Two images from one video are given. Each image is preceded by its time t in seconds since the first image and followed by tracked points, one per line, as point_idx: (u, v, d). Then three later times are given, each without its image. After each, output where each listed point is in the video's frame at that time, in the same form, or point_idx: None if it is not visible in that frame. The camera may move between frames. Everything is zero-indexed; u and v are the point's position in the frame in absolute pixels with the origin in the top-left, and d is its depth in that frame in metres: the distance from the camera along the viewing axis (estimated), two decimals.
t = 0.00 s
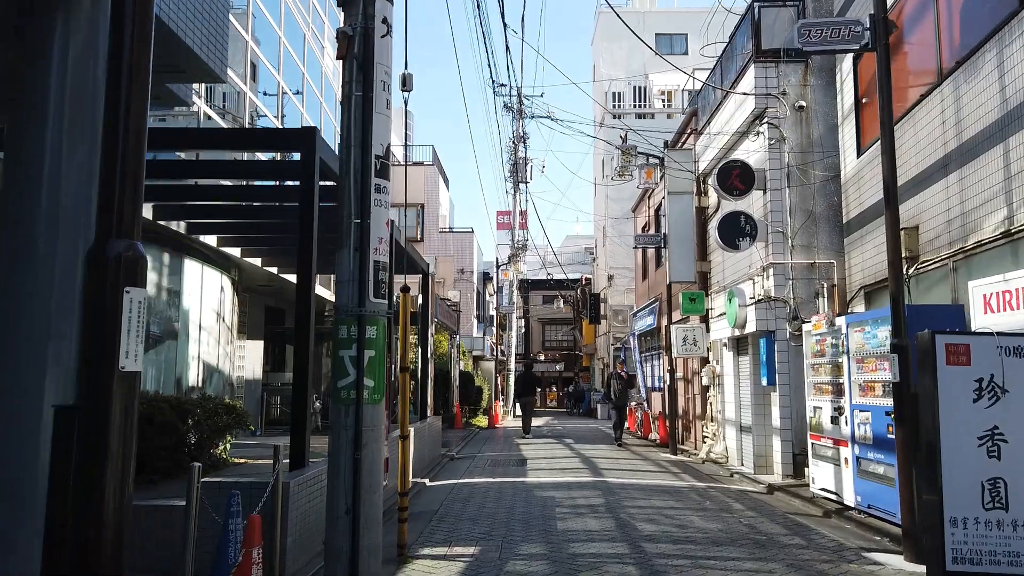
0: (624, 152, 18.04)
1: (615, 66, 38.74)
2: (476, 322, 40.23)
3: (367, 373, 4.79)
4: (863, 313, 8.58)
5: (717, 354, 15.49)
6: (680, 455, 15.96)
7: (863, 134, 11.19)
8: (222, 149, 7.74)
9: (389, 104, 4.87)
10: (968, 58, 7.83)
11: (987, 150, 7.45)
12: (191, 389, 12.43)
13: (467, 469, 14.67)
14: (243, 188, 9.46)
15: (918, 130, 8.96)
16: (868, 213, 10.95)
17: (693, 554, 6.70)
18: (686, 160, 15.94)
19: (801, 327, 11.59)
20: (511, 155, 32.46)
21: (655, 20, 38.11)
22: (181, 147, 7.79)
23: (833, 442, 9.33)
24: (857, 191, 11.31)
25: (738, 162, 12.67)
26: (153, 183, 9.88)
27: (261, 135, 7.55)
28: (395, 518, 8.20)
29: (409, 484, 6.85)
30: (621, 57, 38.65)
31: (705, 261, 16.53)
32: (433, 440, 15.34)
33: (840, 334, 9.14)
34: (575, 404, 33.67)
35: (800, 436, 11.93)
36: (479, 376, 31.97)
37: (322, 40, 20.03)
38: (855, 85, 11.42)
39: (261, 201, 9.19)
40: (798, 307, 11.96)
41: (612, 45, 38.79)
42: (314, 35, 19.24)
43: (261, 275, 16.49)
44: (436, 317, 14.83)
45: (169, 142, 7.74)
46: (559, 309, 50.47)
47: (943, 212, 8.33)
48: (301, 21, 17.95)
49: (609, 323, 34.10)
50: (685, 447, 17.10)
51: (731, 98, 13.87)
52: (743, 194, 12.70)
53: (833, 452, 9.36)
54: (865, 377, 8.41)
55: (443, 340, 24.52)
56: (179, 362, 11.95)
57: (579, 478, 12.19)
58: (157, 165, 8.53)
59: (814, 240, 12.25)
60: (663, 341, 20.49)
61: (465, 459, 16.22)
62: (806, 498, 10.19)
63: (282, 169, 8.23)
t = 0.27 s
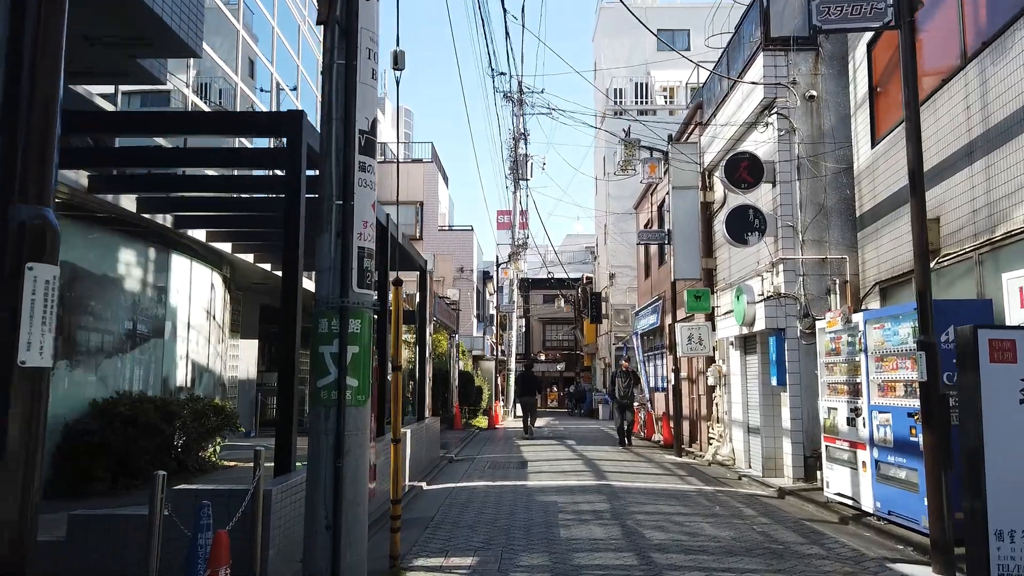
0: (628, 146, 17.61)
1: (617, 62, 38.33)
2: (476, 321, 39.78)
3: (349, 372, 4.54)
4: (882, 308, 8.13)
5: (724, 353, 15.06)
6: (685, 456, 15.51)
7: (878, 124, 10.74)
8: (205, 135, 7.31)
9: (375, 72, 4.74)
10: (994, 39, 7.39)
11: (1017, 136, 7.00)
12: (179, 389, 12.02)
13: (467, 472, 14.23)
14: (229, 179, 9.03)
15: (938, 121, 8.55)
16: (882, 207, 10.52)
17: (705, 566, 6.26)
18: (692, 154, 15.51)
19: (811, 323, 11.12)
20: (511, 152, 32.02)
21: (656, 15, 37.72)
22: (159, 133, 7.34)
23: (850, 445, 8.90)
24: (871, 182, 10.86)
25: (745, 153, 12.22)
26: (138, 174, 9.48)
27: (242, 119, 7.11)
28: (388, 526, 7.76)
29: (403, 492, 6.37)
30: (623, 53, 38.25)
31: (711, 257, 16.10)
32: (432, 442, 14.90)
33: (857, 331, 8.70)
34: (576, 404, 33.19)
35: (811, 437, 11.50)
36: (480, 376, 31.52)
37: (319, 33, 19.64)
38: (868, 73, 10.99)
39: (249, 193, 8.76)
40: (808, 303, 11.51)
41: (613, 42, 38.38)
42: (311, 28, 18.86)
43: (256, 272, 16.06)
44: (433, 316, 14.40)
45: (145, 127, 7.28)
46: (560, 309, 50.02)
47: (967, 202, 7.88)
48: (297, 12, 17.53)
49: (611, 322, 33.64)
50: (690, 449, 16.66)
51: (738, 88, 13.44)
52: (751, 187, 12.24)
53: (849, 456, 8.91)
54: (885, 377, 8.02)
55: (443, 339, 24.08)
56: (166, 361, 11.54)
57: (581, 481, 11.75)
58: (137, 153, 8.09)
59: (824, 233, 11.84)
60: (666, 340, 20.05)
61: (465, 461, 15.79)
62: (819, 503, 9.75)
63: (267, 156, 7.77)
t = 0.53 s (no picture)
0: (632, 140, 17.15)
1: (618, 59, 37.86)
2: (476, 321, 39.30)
3: (326, 378, 4.44)
4: (906, 306, 7.64)
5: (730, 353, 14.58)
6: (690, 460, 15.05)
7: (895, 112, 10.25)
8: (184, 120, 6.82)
9: (354, 36, 4.65)
10: None
11: None
12: (165, 391, 11.55)
13: (465, 476, 13.76)
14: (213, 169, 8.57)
15: (958, 109, 8.13)
16: (899, 201, 10.05)
17: None
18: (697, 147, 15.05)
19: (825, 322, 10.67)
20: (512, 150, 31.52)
21: (658, 11, 37.25)
22: (136, 118, 6.87)
23: (868, 451, 8.42)
24: (888, 174, 10.36)
25: (755, 145, 11.74)
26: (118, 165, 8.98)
27: (228, 101, 6.64)
28: (378, 538, 7.30)
29: (393, 505, 5.84)
30: (624, 50, 37.79)
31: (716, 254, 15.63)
32: (429, 445, 14.43)
33: (876, 330, 8.22)
34: (577, 405, 32.69)
35: (824, 441, 11.03)
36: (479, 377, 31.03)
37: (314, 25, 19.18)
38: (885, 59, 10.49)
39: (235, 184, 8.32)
40: (820, 301, 11.04)
41: (614, 38, 37.93)
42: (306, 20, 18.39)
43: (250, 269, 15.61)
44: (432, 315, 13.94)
45: (121, 112, 6.81)
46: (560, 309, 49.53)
47: (996, 192, 7.40)
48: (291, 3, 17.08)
49: (612, 323, 33.15)
50: (695, 452, 16.19)
51: (746, 78, 12.99)
52: (761, 180, 11.75)
53: (867, 462, 8.44)
54: (907, 379, 7.54)
55: (441, 339, 23.57)
56: (150, 361, 11.08)
57: (583, 487, 11.28)
58: (116, 142, 7.62)
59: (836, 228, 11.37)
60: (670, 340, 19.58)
61: (463, 465, 15.31)
62: (833, 511, 9.28)
63: (253, 144, 7.31)
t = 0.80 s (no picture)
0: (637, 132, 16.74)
1: (620, 55, 37.43)
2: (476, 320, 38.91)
3: (308, 365, 4.02)
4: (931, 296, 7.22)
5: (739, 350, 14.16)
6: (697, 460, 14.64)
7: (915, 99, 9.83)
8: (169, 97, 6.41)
9: None
10: None
11: None
12: (155, 389, 11.13)
13: (465, 477, 13.36)
14: (202, 155, 8.17)
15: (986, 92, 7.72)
16: (917, 190, 9.65)
17: None
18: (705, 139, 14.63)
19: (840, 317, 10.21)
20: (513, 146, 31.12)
21: (660, 6, 36.81)
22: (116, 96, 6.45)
23: (889, 451, 8.01)
24: (908, 162, 9.94)
25: (766, 134, 11.31)
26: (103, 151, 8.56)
27: (215, 78, 6.25)
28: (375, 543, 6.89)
29: (389, 509, 5.38)
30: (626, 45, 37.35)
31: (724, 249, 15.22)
32: (429, 445, 14.03)
33: (898, 324, 7.80)
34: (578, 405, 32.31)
35: (838, 441, 10.61)
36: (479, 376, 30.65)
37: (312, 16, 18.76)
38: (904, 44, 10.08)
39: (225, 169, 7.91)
40: (834, 295, 10.62)
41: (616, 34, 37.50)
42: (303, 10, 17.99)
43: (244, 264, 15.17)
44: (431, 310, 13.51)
45: (101, 89, 6.39)
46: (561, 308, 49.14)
47: None
48: None
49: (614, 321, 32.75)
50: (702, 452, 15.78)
51: (756, 66, 12.56)
52: (772, 171, 11.33)
53: (890, 463, 8.02)
54: (934, 375, 7.14)
55: (441, 338, 23.18)
56: (139, 358, 10.68)
57: (588, 488, 10.87)
58: (98, 124, 7.22)
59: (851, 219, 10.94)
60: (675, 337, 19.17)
61: (463, 465, 14.91)
62: (851, 513, 8.87)
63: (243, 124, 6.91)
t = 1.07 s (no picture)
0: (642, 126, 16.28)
1: (622, 51, 36.93)
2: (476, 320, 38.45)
3: (280, 372, 3.84)
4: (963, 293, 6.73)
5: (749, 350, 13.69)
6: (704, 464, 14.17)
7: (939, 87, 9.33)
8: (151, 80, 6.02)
9: None
10: None
11: None
12: (140, 391, 10.66)
13: (465, 482, 12.89)
14: (185, 143, 7.68)
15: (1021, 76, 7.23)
16: (940, 183, 9.19)
17: None
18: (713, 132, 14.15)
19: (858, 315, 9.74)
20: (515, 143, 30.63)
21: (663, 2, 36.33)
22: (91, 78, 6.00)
23: (915, 458, 7.54)
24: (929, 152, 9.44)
25: (779, 125, 10.84)
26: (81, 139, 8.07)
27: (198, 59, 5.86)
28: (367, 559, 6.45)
29: (379, 523, 4.95)
30: (629, 41, 36.85)
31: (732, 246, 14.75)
32: (427, 449, 13.57)
33: (925, 323, 7.32)
34: (580, 405, 31.89)
35: (855, 445, 10.15)
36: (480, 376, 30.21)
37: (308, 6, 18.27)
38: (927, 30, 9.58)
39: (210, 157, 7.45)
40: (850, 293, 10.16)
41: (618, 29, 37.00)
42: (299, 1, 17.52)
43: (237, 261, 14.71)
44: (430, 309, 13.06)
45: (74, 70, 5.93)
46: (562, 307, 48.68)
47: None
48: None
49: (616, 321, 32.31)
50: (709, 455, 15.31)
51: (768, 55, 12.09)
52: (786, 163, 10.85)
53: (915, 470, 7.55)
54: (966, 377, 6.66)
55: (441, 337, 22.72)
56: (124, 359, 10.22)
57: (594, 495, 10.40)
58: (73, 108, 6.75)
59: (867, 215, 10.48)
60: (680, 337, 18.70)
61: (463, 469, 14.45)
62: (871, 523, 8.40)
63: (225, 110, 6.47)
